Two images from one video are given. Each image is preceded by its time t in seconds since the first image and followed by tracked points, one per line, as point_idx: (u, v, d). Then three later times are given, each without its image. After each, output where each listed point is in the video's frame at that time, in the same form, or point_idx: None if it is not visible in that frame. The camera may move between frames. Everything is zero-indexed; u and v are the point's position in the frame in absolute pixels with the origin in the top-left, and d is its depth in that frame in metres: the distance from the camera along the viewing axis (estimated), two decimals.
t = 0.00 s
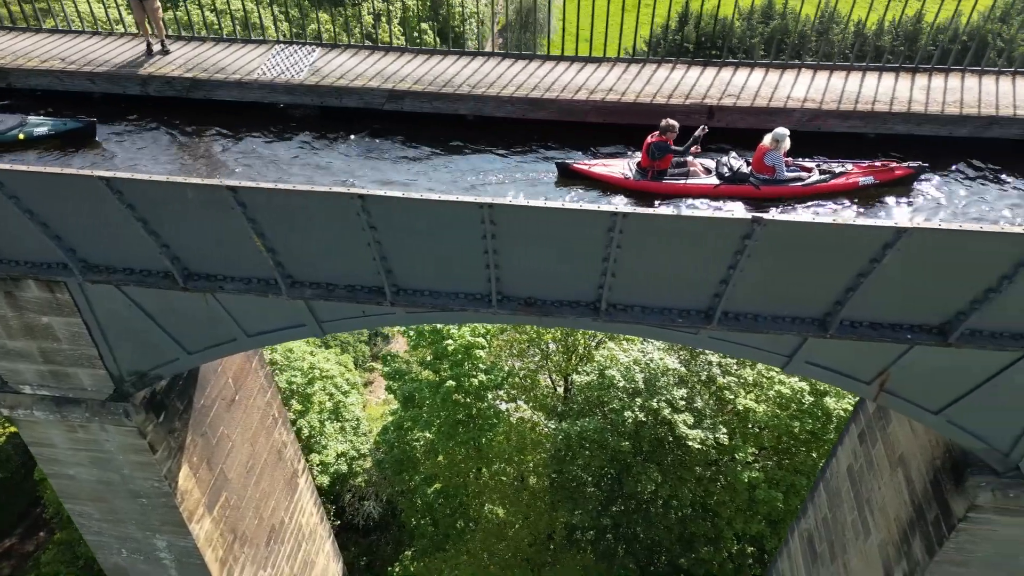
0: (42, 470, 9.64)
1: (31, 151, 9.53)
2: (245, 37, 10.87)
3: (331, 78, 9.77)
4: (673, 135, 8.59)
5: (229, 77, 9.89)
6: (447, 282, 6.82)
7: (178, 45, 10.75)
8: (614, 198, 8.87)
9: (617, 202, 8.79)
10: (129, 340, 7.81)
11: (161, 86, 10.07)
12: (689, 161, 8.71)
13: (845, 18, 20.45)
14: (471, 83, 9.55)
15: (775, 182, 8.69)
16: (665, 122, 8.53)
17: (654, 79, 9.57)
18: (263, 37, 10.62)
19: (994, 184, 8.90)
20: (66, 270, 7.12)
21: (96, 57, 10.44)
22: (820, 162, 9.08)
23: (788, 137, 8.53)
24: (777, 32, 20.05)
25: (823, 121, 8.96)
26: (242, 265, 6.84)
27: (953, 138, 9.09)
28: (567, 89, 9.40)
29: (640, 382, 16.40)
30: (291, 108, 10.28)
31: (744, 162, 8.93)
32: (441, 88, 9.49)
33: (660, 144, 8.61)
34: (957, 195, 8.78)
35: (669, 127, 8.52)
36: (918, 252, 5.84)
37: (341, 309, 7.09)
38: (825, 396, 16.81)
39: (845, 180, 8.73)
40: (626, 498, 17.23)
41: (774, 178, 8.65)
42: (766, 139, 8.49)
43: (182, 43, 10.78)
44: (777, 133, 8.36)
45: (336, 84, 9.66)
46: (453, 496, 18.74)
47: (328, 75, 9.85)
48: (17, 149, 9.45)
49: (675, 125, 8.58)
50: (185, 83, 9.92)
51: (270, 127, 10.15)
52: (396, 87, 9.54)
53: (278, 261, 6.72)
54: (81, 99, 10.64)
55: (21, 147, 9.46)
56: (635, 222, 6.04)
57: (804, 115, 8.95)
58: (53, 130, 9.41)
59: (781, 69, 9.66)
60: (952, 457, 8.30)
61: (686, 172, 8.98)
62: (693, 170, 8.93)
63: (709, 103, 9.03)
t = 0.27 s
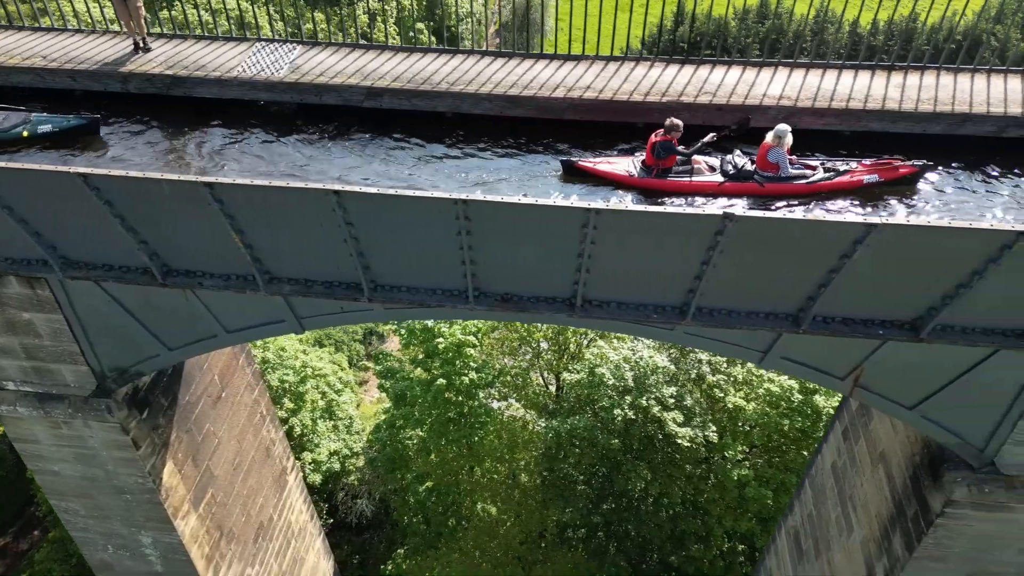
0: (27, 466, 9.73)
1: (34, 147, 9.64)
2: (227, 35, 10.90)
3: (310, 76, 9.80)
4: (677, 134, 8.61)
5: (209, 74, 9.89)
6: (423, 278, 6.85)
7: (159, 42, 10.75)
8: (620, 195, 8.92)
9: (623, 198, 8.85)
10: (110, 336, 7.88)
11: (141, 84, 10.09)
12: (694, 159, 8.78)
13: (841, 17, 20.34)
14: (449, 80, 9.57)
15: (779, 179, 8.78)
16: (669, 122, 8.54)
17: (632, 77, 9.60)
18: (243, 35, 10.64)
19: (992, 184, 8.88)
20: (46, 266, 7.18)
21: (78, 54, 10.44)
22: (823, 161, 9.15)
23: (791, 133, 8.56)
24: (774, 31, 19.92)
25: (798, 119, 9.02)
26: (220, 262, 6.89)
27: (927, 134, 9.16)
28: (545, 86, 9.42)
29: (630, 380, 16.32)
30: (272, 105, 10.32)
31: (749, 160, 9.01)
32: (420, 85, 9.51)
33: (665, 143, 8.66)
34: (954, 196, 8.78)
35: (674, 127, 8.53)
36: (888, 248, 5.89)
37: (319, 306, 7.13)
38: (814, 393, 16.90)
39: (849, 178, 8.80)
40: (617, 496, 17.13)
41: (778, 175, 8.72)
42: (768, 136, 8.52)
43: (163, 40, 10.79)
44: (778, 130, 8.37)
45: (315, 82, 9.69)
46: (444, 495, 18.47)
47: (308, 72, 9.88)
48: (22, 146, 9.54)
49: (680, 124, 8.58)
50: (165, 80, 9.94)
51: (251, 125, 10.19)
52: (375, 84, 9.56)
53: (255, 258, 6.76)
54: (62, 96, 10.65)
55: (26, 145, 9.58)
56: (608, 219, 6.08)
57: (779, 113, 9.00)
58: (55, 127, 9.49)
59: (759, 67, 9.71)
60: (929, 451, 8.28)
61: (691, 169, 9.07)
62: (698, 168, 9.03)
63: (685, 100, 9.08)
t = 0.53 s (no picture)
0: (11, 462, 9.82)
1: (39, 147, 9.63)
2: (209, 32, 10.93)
3: (289, 73, 9.85)
4: (682, 133, 8.62)
5: (188, 71, 9.94)
6: (400, 274, 6.89)
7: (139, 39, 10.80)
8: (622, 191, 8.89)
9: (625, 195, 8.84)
10: (90, 332, 7.93)
11: (121, 81, 10.13)
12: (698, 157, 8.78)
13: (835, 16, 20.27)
14: (427, 77, 9.62)
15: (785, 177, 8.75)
16: (674, 121, 8.57)
17: (608, 75, 9.65)
18: (224, 32, 10.69)
19: (988, 183, 8.83)
20: (25, 262, 7.23)
21: (59, 51, 10.48)
22: (830, 159, 8.99)
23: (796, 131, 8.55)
24: (768, 30, 19.84)
25: (772, 115, 9.05)
26: (197, 257, 6.93)
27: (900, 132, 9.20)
28: (521, 84, 9.46)
29: (618, 378, 16.26)
30: (251, 102, 10.34)
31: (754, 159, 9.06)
32: (397, 82, 9.55)
33: (670, 142, 8.69)
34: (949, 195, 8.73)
35: (678, 125, 8.57)
36: (856, 243, 5.94)
37: (296, 301, 7.18)
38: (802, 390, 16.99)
39: (854, 177, 8.61)
40: (608, 494, 16.75)
41: (783, 173, 8.69)
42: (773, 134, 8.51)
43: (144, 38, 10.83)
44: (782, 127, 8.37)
45: (293, 79, 9.73)
46: (436, 493, 18.43)
47: (286, 70, 9.93)
48: (26, 145, 9.53)
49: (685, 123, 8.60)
50: (145, 77, 9.99)
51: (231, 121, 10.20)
52: (353, 81, 9.61)
53: (232, 253, 6.80)
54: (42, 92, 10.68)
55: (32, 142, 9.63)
56: (581, 214, 6.13)
57: (755, 110, 9.05)
58: (60, 125, 9.51)
59: (735, 65, 9.77)
60: (904, 445, 8.27)
61: (696, 167, 9.02)
62: (702, 166, 9.01)
63: (659, 97, 9.09)
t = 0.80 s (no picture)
0: None
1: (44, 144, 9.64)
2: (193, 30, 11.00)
3: (269, 70, 9.90)
4: (687, 132, 8.58)
5: (169, 69, 9.99)
6: (378, 269, 6.94)
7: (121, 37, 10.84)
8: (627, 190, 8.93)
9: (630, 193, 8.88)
10: (72, 328, 7.99)
11: (103, 78, 10.17)
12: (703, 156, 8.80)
13: (829, 17, 20.31)
14: (406, 74, 9.68)
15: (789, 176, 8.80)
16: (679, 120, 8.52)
17: (587, 72, 9.72)
18: (205, 30, 10.74)
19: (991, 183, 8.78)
20: (6, 258, 7.28)
21: (42, 48, 10.50)
22: (834, 158, 9.06)
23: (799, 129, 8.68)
24: (763, 30, 19.85)
25: (748, 113, 9.12)
26: (175, 253, 6.98)
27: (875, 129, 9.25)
28: (500, 81, 9.53)
29: (609, 375, 16.21)
30: (233, 98, 10.36)
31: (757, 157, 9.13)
32: (377, 79, 9.62)
33: (676, 141, 8.65)
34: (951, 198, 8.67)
35: (683, 125, 8.53)
36: (827, 239, 5.99)
37: (276, 296, 7.23)
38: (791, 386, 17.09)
39: (858, 176, 8.69)
40: (599, 491, 16.83)
41: (787, 172, 8.78)
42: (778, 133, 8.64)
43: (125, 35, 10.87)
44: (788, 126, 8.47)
45: (273, 76, 9.78)
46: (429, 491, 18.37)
47: (267, 67, 9.99)
48: (31, 142, 9.53)
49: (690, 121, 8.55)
50: (126, 74, 10.03)
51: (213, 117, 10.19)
52: (332, 78, 9.67)
53: (211, 249, 6.85)
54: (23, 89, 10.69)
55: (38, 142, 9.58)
56: (555, 209, 6.16)
57: (732, 107, 9.12)
58: (65, 123, 9.46)
59: (712, 62, 9.86)
60: (885, 440, 8.23)
61: (700, 165, 9.07)
62: (707, 164, 9.00)
63: (637, 95, 9.20)
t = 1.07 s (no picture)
0: None
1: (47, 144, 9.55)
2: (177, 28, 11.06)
3: (250, 67, 9.97)
4: (692, 130, 8.64)
5: (150, 66, 10.06)
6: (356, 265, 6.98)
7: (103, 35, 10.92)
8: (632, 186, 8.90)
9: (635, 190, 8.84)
10: (54, 323, 8.04)
11: (85, 75, 10.20)
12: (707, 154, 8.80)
13: (824, 16, 20.29)
14: (386, 72, 9.76)
15: (792, 174, 8.79)
16: (685, 118, 8.57)
17: (565, 70, 9.80)
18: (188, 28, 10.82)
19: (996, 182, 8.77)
20: None
21: (25, 46, 10.55)
22: (837, 157, 9.07)
23: (804, 128, 8.63)
24: (759, 30, 19.80)
25: (724, 110, 9.21)
26: (155, 250, 7.03)
27: (852, 126, 9.31)
28: (479, 78, 9.60)
29: (599, 373, 16.18)
30: (214, 95, 10.39)
31: (761, 155, 9.09)
32: (357, 77, 9.69)
33: (681, 139, 8.72)
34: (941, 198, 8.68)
35: (689, 123, 8.57)
36: (798, 235, 6.04)
37: (256, 292, 7.29)
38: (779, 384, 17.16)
39: (861, 175, 8.70)
40: (590, 489, 16.80)
41: (791, 171, 8.76)
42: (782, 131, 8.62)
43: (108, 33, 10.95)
44: (792, 124, 8.48)
45: (254, 73, 9.84)
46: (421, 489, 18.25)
47: (248, 64, 10.05)
48: (35, 142, 9.44)
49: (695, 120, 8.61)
50: (107, 71, 10.08)
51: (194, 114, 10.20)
52: (313, 75, 9.74)
53: (191, 245, 6.90)
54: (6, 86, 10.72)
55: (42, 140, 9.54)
56: (530, 205, 6.20)
57: (708, 104, 9.18)
58: (70, 122, 9.43)
59: (691, 60, 9.95)
60: (864, 434, 8.26)
61: (705, 163, 9.04)
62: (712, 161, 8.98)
63: (614, 93, 9.29)
